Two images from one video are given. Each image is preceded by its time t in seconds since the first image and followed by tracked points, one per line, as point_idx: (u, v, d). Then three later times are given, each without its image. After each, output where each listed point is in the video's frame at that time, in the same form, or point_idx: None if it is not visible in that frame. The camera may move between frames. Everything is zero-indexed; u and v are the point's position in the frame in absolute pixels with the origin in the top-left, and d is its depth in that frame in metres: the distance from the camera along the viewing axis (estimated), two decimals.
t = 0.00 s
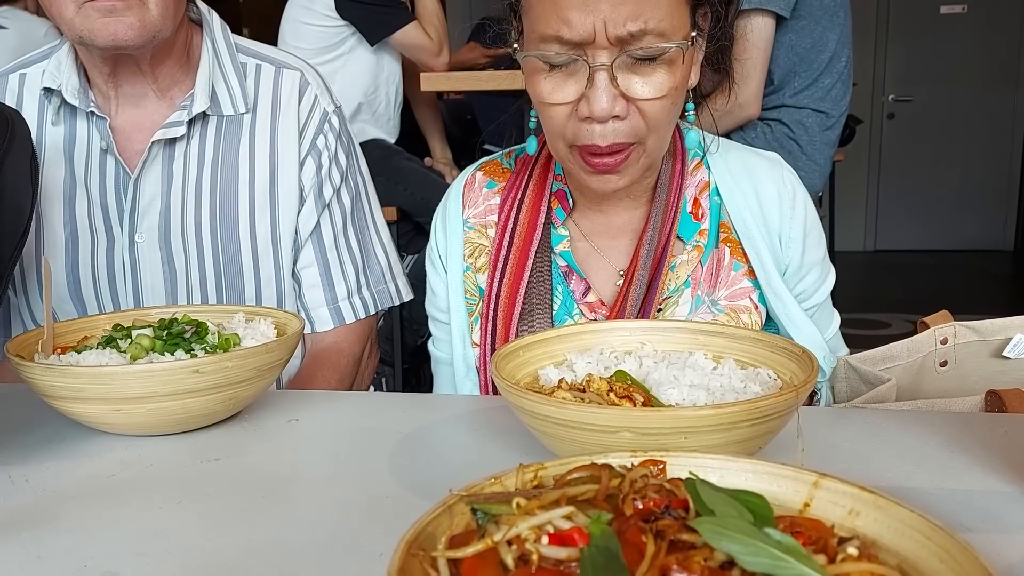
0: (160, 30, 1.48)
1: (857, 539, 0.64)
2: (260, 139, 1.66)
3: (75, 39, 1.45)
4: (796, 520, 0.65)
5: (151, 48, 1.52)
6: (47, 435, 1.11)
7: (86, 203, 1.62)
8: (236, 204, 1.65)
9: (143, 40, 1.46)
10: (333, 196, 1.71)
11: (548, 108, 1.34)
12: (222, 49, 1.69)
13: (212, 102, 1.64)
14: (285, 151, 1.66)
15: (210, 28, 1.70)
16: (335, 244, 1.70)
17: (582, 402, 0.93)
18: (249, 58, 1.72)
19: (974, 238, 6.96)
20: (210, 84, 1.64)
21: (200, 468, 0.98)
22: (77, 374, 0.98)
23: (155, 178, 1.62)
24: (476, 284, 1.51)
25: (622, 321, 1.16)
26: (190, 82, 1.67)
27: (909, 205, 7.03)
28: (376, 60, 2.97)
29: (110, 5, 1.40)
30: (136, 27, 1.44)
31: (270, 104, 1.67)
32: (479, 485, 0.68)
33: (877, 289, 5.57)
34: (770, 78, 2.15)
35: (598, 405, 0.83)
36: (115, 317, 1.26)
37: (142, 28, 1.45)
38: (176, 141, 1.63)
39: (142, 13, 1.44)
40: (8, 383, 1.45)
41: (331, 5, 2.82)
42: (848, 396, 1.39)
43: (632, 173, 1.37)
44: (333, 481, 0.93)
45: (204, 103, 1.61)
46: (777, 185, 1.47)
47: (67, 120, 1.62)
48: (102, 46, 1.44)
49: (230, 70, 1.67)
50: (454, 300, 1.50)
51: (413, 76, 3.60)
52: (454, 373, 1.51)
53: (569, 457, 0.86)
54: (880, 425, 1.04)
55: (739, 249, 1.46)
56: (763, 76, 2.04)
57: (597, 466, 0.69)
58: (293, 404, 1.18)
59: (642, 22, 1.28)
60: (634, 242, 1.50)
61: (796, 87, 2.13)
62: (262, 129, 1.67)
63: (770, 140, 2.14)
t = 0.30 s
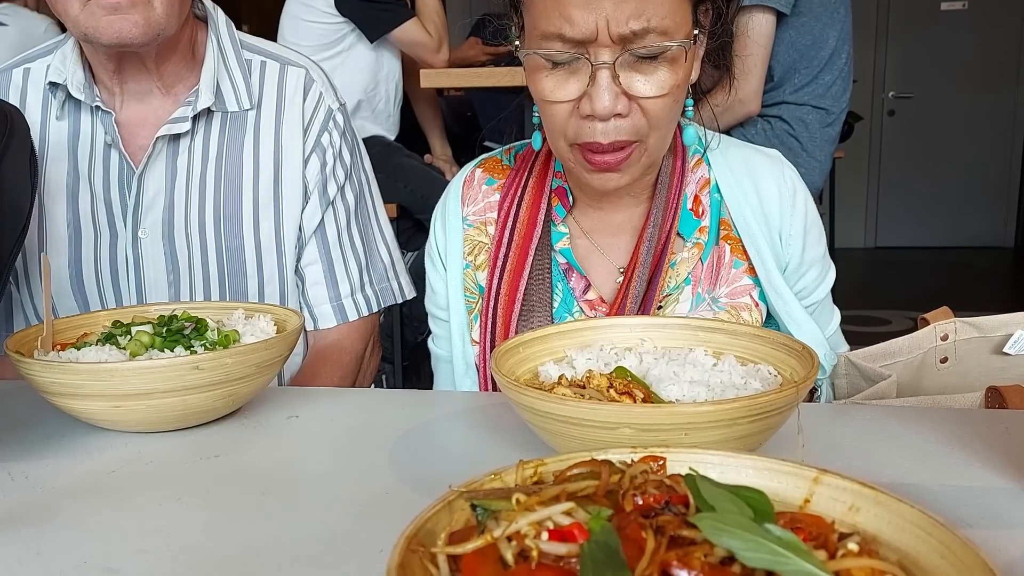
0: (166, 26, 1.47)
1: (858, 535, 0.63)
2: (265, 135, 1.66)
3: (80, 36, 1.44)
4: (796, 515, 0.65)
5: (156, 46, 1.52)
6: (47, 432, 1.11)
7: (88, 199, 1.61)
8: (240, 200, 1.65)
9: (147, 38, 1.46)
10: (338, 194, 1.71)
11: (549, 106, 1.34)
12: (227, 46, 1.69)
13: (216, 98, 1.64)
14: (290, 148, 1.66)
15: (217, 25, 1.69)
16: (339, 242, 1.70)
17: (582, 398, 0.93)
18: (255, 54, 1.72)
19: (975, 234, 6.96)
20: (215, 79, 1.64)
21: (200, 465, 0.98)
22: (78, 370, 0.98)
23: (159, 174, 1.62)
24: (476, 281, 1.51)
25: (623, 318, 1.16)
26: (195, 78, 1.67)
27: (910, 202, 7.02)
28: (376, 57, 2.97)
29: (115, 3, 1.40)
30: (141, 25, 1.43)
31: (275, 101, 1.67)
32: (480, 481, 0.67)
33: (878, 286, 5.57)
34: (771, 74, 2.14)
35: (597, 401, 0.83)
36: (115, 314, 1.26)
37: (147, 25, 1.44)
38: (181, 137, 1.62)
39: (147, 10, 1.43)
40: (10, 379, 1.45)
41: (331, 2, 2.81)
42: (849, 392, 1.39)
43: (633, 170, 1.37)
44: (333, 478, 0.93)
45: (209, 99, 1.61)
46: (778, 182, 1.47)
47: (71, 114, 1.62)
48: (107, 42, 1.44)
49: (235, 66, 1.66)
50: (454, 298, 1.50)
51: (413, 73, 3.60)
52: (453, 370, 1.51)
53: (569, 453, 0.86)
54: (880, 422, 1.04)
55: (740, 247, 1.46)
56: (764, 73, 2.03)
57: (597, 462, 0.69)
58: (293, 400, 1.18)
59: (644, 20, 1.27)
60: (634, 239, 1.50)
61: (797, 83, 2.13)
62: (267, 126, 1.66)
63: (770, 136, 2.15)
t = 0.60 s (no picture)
0: (170, 27, 1.47)
1: (858, 534, 0.63)
2: (266, 135, 1.66)
3: (85, 38, 1.44)
4: (796, 515, 0.65)
5: (161, 46, 1.52)
6: (47, 432, 1.11)
7: (89, 199, 1.61)
8: (240, 200, 1.65)
9: (152, 38, 1.46)
10: (338, 193, 1.71)
11: (548, 105, 1.34)
12: (228, 44, 1.69)
13: (217, 97, 1.64)
14: (291, 147, 1.66)
15: (216, 23, 1.69)
16: (339, 242, 1.70)
17: (582, 398, 0.93)
18: (255, 53, 1.72)
19: (976, 234, 6.95)
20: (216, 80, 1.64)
21: (200, 464, 0.98)
22: (78, 370, 0.98)
23: (159, 174, 1.62)
24: (477, 285, 1.51)
25: (623, 317, 1.16)
26: (196, 77, 1.67)
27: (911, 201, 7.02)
28: (377, 56, 2.97)
29: (121, 5, 1.40)
30: (147, 25, 1.43)
31: (276, 101, 1.67)
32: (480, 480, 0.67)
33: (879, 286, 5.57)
34: (772, 74, 2.14)
35: (597, 402, 0.83)
36: (115, 313, 1.26)
37: (153, 26, 1.44)
38: (181, 136, 1.62)
39: (152, 11, 1.43)
40: (10, 378, 1.45)
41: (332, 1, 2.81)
42: (849, 392, 1.39)
43: (632, 171, 1.36)
44: (333, 477, 0.93)
45: (209, 99, 1.61)
46: (778, 183, 1.47)
47: (72, 114, 1.62)
48: (113, 44, 1.44)
49: (236, 66, 1.66)
50: (455, 301, 1.50)
51: (413, 72, 3.60)
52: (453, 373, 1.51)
53: (569, 453, 0.86)
54: (881, 421, 1.04)
55: (741, 249, 1.46)
56: (764, 73, 2.03)
57: (597, 461, 0.69)
58: (293, 400, 1.18)
59: (644, 17, 1.27)
60: (635, 242, 1.50)
61: (797, 83, 2.13)
62: (267, 125, 1.66)
63: (771, 136, 2.15)
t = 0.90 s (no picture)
0: (173, 30, 1.48)
1: (857, 538, 0.63)
2: (264, 137, 1.66)
3: (90, 43, 1.44)
4: (795, 518, 0.65)
5: (162, 49, 1.53)
6: (45, 435, 1.11)
7: (87, 202, 1.61)
8: (238, 203, 1.65)
9: (157, 41, 1.46)
10: (337, 196, 1.72)
11: (545, 111, 1.34)
12: (224, 46, 1.69)
13: (214, 99, 1.64)
14: (288, 149, 1.66)
15: (214, 26, 1.69)
16: (338, 244, 1.70)
17: (581, 401, 0.93)
18: (252, 55, 1.72)
19: (975, 236, 6.96)
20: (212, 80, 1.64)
21: (198, 468, 0.98)
22: (76, 373, 0.98)
23: (156, 177, 1.62)
24: (475, 289, 1.51)
25: (622, 320, 1.16)
26: (193, 79, 1.67)
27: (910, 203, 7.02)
28: (376, 59, 2.97)
29: (125, 8, 1.40)
30: (151, 28, 1.44)
31: (273, 103, 1.67)
32: (478, 484, 0.67)
33: (878, 287, 5.57)
34: (772, 77, 2.14)
35: (596, 405, 0.83)
36: (114, 316, 1.25)
37: (157, 28, 1.45)
38: (178, 139, 1.63)
39: (156, 14, 1.44)
40: (9, 381, 1.45)
41: (331, 4, 2.81)
42: (848, 394, 1.39)
43: (630, 176, 1.36)
44: (331, 480, 0.93)
45: (206, 101, 1.61)
46: (776, 186, 1.46)
47: (69, 117, 1.62)
48: (118, 47, 1.44)
49: (233, 67, 1.66)
50: (451, 306, 1.49)
51: (413, 75, 3.60)
52: (451, 378, 1.51)
53: (567, 456, 0.86)
54: (879, 424, 1.04)
55: (737, 252, 1.46)
56: (764, 76, 2.03)
57: (596, 465, 0.69)
58: (292, 403, 1.18)
59: (643, 25, 1.27)
60: (632, 246, 1.50)
61: (797, 86, 2.13)
62: (265, 127, 1.66)
63: (770, 138, 2.14)
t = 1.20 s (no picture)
0: (173, 31, 1.48)
1: (857, 540, 0.63)
2: (264, 138, 1.66)
3: (88, 44, 1.45)
4: (796, 520, 0.65)
5: (162, 50, 1.53)
6: (45, 435, 1.11)
7: (87, 203, 1.61)
8: (238, 205, 1.65)
9: (156, 43, 1.46)
10: (337, 198, 1.71)
11: (544, 114, 1.34)
12: (224, 46, 1.69)
13: (214, 101, 1.64)
14: (288, 151, 1.66)
15: (213, 26, 1.69)
16: (338, 246, 1.70)
17: (581, 402, 0.92)
18: (252, 56, 1.72)
19: (975, 236, 6.96)
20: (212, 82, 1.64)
21: (198, 468, 0.98)
22: (76, 373, 0.98)
23: (156, 178, 1.62)
24: (472, 292, 1.51)
25: (622, 321, 1.16)
26: (194, 80, 1.67)
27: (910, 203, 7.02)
28: (376, 59, 2.97)
29: (124, 10, 1.41)
30: (150, 30, 1.44)
31: (273, 104, 1.67)
32: (478, 485, 0.67)
33: (878, 288, 5.56)
34: (772, 77, 2.14)
35: (596, 406, 0.83)
36: (114, 316, 1.25)
37: (156, 30, 1.45)
38: (178, 141, 1.62)
39: (155, 15, 1.44)
40: (8, 381, 1.45)
41: (331, 4, 2.82)
42: (848, 395, 1.39)
43: (630, 177, 1.36)
44: (330, 481, 0.93)
45: (206, 102, 1.61)
46: (774, 187, 1.46)
47: (69, 118, 1.62)
48: (118, 49, 1.44)
49: (232, 68, 1.66)
50: (449, 309, 1.50)
51: (413, 74, 3.59)
52: (449, 380, 1.52)
53: (567, 457, 0.86)
54: (879, 425, 1.04)
55: (735, 254, 1.46)
56: (764, 76, 2.03)
57: (596, 466, 0.69)
58: (291, 403, 1.18)
59: (643, 27, 1.27)
60: (631, 248, 1.50)
61: (797, 87, 2.13)
62: (265, 128, 1.66)
63: (771, 138, 2.15)
